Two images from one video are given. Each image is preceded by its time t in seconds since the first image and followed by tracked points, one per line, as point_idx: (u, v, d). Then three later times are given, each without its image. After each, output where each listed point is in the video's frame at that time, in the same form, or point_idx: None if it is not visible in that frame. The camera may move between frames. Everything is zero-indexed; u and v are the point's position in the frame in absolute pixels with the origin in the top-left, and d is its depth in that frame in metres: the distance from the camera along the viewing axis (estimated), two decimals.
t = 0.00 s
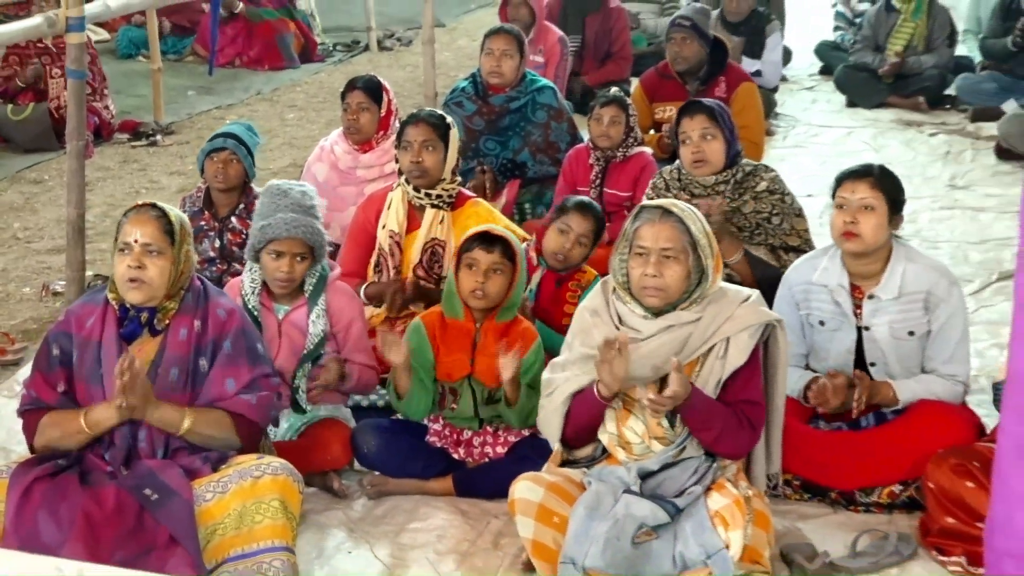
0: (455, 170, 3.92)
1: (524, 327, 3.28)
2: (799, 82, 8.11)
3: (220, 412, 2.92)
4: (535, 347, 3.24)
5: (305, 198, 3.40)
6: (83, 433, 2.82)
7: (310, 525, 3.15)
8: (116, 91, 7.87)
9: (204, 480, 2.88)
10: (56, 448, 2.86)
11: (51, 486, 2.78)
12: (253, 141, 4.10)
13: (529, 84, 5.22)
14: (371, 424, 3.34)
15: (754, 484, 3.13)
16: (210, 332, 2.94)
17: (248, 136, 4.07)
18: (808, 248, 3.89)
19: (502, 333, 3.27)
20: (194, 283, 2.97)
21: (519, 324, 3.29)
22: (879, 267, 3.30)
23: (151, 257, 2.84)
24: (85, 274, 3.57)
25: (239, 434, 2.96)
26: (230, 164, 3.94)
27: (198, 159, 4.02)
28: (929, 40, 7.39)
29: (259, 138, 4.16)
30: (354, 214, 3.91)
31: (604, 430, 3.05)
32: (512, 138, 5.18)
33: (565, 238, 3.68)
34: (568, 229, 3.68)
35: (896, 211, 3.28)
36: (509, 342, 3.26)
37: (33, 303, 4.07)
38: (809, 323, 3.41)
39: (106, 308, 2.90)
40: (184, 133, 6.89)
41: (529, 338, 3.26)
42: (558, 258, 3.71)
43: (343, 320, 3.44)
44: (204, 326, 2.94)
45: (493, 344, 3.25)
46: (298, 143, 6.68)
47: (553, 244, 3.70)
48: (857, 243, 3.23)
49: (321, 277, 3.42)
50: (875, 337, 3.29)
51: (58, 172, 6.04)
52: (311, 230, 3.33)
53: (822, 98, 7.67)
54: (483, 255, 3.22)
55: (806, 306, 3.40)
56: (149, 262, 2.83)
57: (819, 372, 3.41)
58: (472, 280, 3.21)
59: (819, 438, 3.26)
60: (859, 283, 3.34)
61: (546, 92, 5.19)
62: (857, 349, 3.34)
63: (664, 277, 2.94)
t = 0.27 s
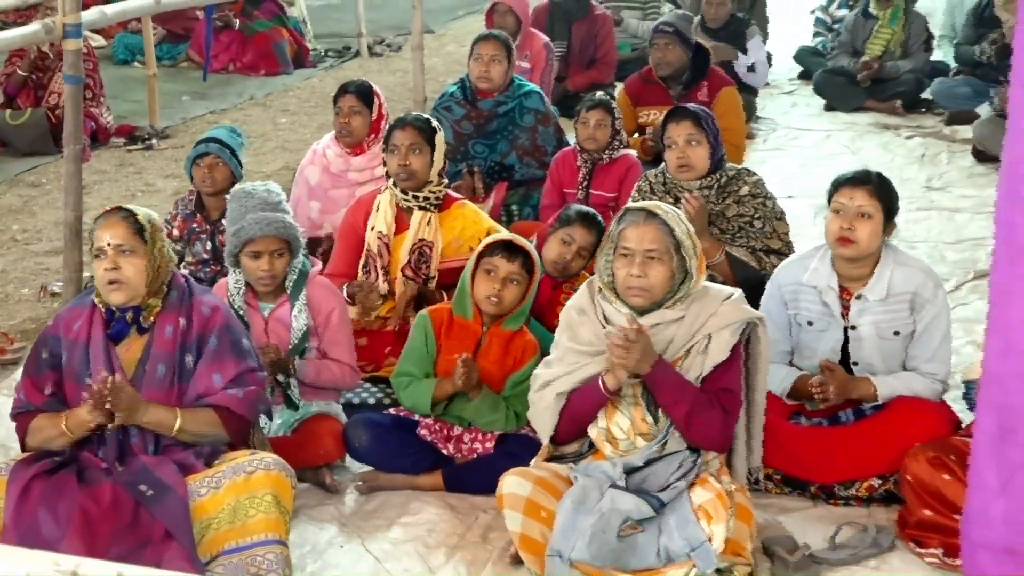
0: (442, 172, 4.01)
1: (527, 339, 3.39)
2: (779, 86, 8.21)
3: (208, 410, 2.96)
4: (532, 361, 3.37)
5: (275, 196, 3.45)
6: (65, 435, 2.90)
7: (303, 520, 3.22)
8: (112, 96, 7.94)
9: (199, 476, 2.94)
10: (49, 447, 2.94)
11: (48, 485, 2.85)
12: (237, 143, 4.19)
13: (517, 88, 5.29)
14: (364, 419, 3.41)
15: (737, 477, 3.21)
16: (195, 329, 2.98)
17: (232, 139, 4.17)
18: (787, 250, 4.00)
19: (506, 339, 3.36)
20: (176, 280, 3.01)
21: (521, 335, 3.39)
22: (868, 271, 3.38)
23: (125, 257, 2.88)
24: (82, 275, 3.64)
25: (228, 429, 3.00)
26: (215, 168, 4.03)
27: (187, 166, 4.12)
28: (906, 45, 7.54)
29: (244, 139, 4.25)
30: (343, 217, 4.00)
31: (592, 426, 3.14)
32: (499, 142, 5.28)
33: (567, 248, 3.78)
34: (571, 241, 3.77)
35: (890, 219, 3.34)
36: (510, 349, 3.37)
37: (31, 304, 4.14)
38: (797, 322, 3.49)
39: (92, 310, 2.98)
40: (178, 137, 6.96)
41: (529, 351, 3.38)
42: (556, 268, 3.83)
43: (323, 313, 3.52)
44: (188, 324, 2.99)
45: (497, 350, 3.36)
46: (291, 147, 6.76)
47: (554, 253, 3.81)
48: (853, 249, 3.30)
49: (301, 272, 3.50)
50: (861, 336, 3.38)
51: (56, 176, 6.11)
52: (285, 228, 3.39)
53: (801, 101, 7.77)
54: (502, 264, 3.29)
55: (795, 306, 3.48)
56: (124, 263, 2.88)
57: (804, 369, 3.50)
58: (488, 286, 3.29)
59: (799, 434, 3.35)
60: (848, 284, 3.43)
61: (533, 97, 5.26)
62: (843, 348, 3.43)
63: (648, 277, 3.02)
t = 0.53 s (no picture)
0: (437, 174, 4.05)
1: (519, 337, 3.45)
2: (765, 89, 8.28)
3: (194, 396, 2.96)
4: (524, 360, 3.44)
5: (258, 197, 3.49)
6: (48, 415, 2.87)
7: (299, 516, 3.28)
8: (109, 100, 7.99)
9: (195, 473, 2.96)
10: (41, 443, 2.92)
11: (45, 483, 2.87)
12: (227, 145, 4.22)
13: (507, 92, 5.36)
14: (357, 416, 3.45)
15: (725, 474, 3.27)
16: (180, 323, 3.00)
17: (222, 142, 4.19)
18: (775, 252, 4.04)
19: (498, 338, 3.44)
20: (161, 277, 3.02)
21: (513, 331, 3.46)
22: (860, 274, 3.45)
23: (107, 257, 2.88)
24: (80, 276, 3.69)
25: (213, 417, 3.00)
26: (206, 171, 4.08)
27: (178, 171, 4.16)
28: (888, 49, 7.61)
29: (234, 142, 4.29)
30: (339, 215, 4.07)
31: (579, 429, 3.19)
32: (491, 144, 5.34)
33: (552, 248, 3.84)
34: (555, 242, 3.83)
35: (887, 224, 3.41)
36: (501, 348, 3.44)
37: (31, 305, 4.20)
38: (788, 322, 3.56)
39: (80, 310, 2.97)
40: (174, 140, 7.01)
41: (521, 349, 3.45)
42: (540, 269, 3.89)
43: (309, 309, 3.55)
44: (173, 318, 3.00)
45: (489, 349, 3.43)
46: (287, 149, 6.82)
47: (539, 253, 3.86)
48: (850, 253, 3.35)
49: (290, 271, 3.55)
50: (851, 337, 3.44)
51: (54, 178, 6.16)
52: (272, 228, 3.43)
53: (788, 104, 7.84)
54: (483, 265, 3.36)
55: (786, 306, 3.55)
56: (107, 264, 2.88)
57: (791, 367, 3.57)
58: (472, 288, 3.36)
59: (786, 431, 3.41)
60: (839, 285, 3.48)
61: (523, 100, 5.33)
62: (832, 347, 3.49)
63: (637, 276, 3.07)
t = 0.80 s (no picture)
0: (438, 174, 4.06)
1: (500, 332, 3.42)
2: (760, 89, 8.30)
3: (183, 400, 2.95)
4: (510, 352, 3.39)
5: (253, 198, 3.50)
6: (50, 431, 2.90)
7: (295, 516, 3.28)
8: (106, 100, 7.99)
9: (191, 472, 2.96)
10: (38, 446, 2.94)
11: (44, 482, 2.87)
12: (222, 146, 4.23)
13: (503, 93, 5.36)
14: (353, 417, 3.47)
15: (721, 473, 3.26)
16: (172, 324, 2.98)
17: (218, 143, 4.21)
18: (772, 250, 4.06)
19: (478, 335, 3.39)
20: (152, 276, 3.01)
21: (493, 327, 3.43)
22: (855, 274, 3.45)
23: (91, 261, 2.88)
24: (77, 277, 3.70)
25: (204, 420, 2.98)
26: (201, 171, 4.08)
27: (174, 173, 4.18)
28: (883, 50, 7.64)
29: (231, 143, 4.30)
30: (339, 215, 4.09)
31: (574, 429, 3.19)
32: (486, 145, 5.35)
33: (528, 241, 3.82)
34: (531, 235, 3.81)
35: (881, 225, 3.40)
36: (483, 345, 3.39)
37: (28, 305, 4.20)
38: (783, 322, 3.56)
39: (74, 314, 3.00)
40: (171, 141, 7.02)
41: (504, 343, 3.40)
42: (521, 264, 3.86)
43: (312, 317, 3.60)
44: (166, 320, 2.99)
45: (470, 346, 3.37)
46: (284, 149, 6.82)
47: (518, 247, 3.83)
48: (846, 254, 3.35)
49: (289, 274, 3.56)
50: (847, 337, 3.45)
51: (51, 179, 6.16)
52: (266, 227, 3.44)
53: (783, 104, 7.86)
54: (452, 263, 3.31)
55: (781, 306, 3.55)
56: (92, 269, 2.88)
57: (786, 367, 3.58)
58: (445, 287, 3.31)
59: (782, 430, 3.42)
60: (834, 286, 3.49)
61: (519, 101, 5.34)
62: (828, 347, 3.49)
63: (632, 276, 3.07)
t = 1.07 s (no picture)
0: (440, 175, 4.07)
1: (476, 326, 3.43)
2: (759, 90, 8.31)
3: (187, 403, 2.95)
4: (488, 345, 3.40)
5: (272, 200, 3.53)
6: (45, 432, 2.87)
7: (295, 516, 3.28)
8: (104, 100, 7.99)
9: (190, 473, 2.95)
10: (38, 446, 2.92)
11: (43, 482, 2.86)
12: (222, 145, 4.21)
13: (502, 93, 5.37)
14: (354, 420, 3.47)
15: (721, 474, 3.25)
16: (175, 325, 2.99)
17: (218, 141, 4.19)
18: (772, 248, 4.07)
19: (452, 333, 3.40)
20: (157, 278, 3.01)
21: (468, 323, 3.44)
22: (848, 271, 3.45)
23: (98, 260, 2.88)
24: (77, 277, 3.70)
25: (205, 423, 2.98)
26: (202, 171, 4.06)
27: (175, 172, 4.16)
28: (883, 49, 7.63)
29: (229, 142, 4.28)
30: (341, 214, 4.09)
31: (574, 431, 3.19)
32: (485, 145, 5.34)
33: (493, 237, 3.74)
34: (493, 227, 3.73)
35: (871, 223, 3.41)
36: (459, 343, 3.40)
37: (27, 305, 4.20)
38: (778, 322, 3.56)
39: (75, 313, 3.00)
40: (170, 141, 7.02)
41: (481, 337, 3.41)
42: (497, 259, 3.77)
43: (324, 319, 3.57)
44: (168, 321, 2.99)
45: (445, 345, 3.39)
46: (283, 150, 6.83)
47: (489, 245, 3.75)
48: (838, 253, 3.35)
49: (301, 277, 3.56)
50: (842, 336, 3.45)
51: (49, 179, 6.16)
52: (276, 229, 3.44)
53: (783, 104, 7.87)
54: (416, 264, 3.32)
55: (774, 307, 3.55)
56: (98, 267, 2.88)
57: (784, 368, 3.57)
58: (412, 289, 3.32)
59: (782, 431, 3.41)
60: (828, 285, 3.49)
61: (518, 100, 5.35)
62: (824, 347, 3.49)
63: (632, 277, 3.07)
